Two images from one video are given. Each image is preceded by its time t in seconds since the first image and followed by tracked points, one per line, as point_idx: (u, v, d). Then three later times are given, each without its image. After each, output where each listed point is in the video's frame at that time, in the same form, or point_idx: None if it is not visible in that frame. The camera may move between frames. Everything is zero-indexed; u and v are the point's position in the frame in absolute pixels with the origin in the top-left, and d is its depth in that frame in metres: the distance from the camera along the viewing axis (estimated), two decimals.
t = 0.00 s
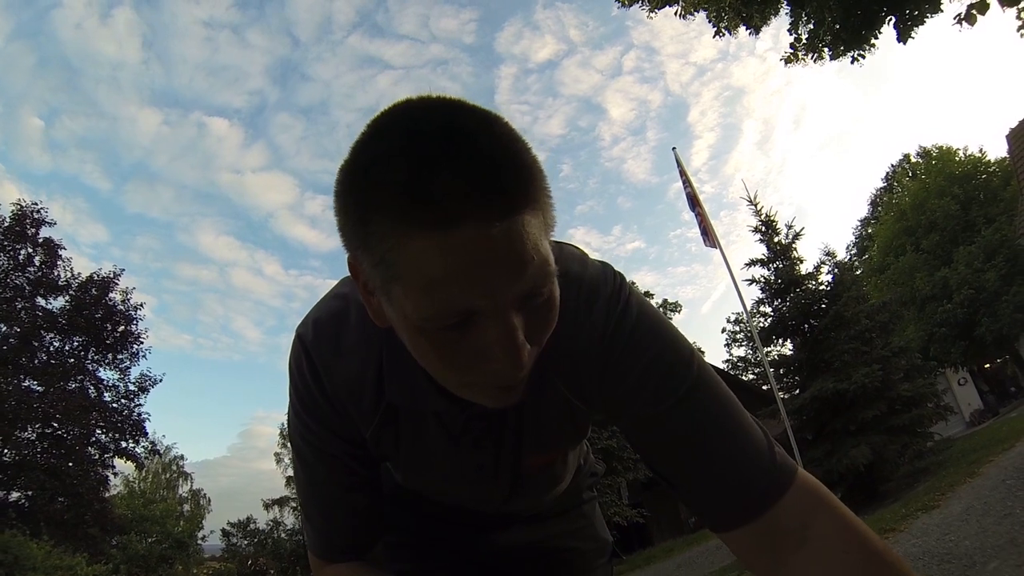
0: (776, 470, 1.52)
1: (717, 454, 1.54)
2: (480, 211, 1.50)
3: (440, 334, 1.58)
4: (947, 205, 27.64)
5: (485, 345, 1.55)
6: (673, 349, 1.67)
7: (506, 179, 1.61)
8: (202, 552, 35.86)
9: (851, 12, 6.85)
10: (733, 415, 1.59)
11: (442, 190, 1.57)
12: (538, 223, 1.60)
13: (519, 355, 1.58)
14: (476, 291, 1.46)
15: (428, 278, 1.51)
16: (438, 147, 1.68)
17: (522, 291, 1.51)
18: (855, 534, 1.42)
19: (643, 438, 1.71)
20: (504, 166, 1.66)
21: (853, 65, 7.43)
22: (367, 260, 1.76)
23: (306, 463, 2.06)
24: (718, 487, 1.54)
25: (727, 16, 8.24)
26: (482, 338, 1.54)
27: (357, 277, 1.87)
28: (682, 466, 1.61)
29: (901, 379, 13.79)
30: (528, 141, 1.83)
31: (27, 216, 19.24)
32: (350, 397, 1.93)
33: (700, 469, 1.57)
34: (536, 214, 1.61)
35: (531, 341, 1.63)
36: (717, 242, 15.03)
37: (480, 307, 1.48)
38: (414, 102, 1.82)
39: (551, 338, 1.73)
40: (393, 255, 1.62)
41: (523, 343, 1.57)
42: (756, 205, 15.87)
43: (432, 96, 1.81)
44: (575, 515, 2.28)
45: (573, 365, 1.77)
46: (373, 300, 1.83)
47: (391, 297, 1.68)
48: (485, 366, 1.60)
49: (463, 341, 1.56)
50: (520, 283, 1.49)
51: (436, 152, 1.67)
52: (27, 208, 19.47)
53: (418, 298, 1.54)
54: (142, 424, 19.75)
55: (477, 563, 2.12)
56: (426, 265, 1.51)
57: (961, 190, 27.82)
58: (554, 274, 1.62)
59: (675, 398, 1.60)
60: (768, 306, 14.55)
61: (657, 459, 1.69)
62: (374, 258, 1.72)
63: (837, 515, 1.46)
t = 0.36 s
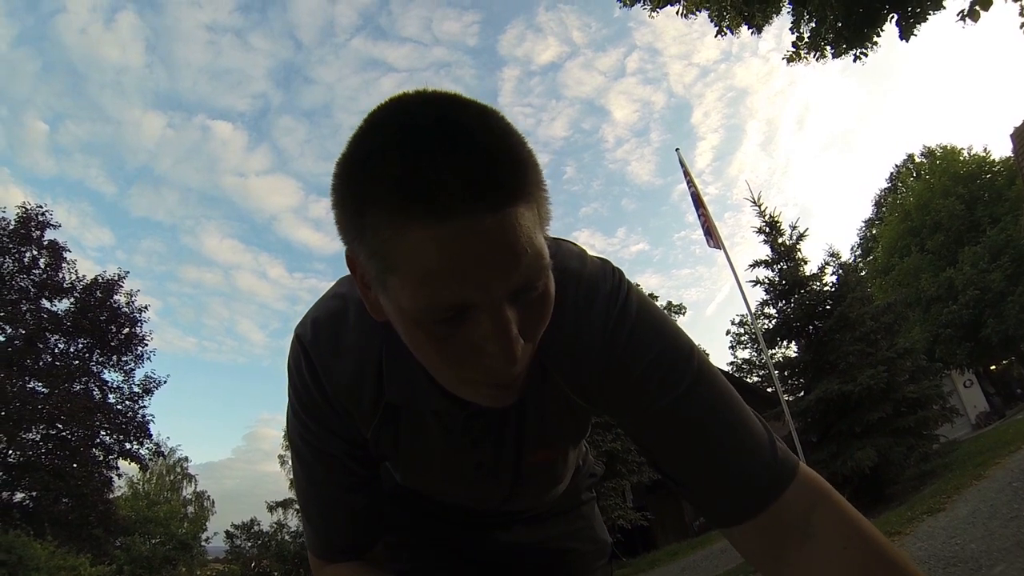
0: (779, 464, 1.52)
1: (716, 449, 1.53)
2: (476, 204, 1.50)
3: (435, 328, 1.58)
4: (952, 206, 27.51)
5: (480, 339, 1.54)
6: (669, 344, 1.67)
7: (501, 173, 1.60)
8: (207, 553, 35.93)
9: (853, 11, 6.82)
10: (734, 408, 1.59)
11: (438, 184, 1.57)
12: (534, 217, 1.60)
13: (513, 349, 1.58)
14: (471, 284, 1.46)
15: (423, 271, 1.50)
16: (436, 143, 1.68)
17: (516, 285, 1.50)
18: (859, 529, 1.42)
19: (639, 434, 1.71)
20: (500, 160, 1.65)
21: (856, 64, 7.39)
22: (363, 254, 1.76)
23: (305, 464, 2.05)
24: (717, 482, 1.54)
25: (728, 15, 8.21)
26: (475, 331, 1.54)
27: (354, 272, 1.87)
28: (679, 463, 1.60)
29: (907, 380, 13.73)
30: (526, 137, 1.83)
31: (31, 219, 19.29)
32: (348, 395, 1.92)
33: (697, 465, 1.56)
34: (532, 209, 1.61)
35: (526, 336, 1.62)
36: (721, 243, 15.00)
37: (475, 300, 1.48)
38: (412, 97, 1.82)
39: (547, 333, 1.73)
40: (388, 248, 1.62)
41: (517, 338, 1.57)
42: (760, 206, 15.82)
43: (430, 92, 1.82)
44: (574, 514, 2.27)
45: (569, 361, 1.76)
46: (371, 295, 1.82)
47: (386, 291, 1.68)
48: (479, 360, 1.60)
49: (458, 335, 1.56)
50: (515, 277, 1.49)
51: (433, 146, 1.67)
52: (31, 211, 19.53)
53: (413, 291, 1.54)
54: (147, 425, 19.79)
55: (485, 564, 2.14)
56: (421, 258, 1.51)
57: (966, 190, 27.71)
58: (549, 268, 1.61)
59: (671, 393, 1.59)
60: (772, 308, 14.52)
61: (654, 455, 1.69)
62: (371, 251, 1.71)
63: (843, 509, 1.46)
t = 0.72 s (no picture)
0: (782, 460, 1.50)
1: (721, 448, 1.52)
2: (480, 205, 1.50)
3: (440, 329, 1.58)
4: (967, 196, 27.14)
5: (485, 340, 1.54)
6: (676, 344, 1.66)
7: (508, 175, 1.60)
8: (226, 557, 36.23)
9: None
10: (739, 406, 1.58)
11: (443, 187, 1.57)
12: (540, 219, 1.59)
13: (518, 351, 1.58)
14: (476, 285, 1.46)
15: (428, 273, 1.51)
16: (442, 145, 1.67)
17: (522, 287, 1.50)
18: (861, 519, 1.41)
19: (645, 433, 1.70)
20: (505, 161, 1.65)
21: (864, 54, 7.32)
22: (368, 256, 1.76)
23: (305, 465, 2.04)
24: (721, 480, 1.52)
25: (735, 10, 8.17)
26: (480, 334, 1.54)
27: (359, 273, 1.87)
28: (684, 462, 1.59)
29: (924, 374, 13.57)
30: (530, 139, 1.82)
31: (48, 228, 19.56)
32: (351, 397, 1.92)
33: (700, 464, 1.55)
34: (538, 212, 1.60)
35: (531, 338, 1.62)
36: (734, 239, 14.91)
37: (480, 302, 1.48)
38: (417, 98, 1.82)
39: (553, 331, 1.72)
40: (394, 250, 1.62)
41: (522, 339, 1.57)
42: (773, 200, 15.68)
43: (437, 93, 1.81)
44: (574, 512, 2.26)
45: (573, 360, 1.75)
46: (376, 297, 1.83)
47: (392, 293, 1.68)
48: (485, 362, 1.60)
49: (463, 337, 1.56)
50: (520, 279, 1.49)
51: (439, 147, 1.66)
52: (48, 220, 19.81)
53: (418, 293, 1.54)
54: (165, 430, 19.99)
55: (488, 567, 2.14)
56: (426, 259, 1.51)
57: (982, 180, 27.32)
58: (555, 270, 1.61)
59: (676, 393, 1.59)
60: (787, 303, 14.38)
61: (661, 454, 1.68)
62: (376, 254, 1.72)
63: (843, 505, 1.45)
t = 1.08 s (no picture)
0: (791, 429, 1.48)
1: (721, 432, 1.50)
2: (462, 207, 1.49)
3: (427, 330, 1.56)
4: (980, 188, 26.85)
5: (473, 341, 1.53)
6: (669, 334, 1.63)
7: (491, 174, 1.58)
8: (242, 561, 36.50)
9: None
10: (746, 389, 1.54)
11: (427, 187, 1.55)
12: (525, 216, 1.57)
13: (504, 351, 1.56)
14: (457, 290, 1.45)
15: (412, 274, 1.49)
16: (424, 143, 1.65)
17: (509, 285, 1.49)
18: (878, 473, 1.40)
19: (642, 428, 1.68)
20: (489, 160, 1.63)
21: (871, 44, 7.26)
22: (355, 257, 1.75)
23: (303, 465, 2.04)
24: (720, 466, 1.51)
25: (740, 4, 8.15)
26: (466, 335, 1.53)
27: (346, 271, 1.87)
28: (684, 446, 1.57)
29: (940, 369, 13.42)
30: (517, 134, 1.80)
31: (61, 238, 19.80)
32: (346, 398, 1.91)
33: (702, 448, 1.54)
34: (522, 211, 1.59)
35: (518, 338, 1.61)
36: (744, 236, 14.82)
37: (465, 303, 1.47)
38: (401, 96, 1.80)
39: (545, 327, 1.70)
40: (378, 252, 1.61)
41: (509, 338, 1.56)
42: (783, 196, 15.55)
43: (420, 90, 1.78)
44: (581, 507, 2.23)
45: (564, 357, 1.73)
46: (363, 297, 1.82)
47: (377, 294, 1.67)
48: (472, 362, 1.59)
49: (450, 337, 1.54)
50: (506, 278, 1.47)
51: (422, 145, 1.64)
52: (61, 230, 20.05)
53: (403, 296, 1.53)
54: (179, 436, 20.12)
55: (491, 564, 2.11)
56: (411, 260, 1.50)
57: (995, 172, 27.02)
58: (543, 266, 1.59)
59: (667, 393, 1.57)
60: (799, 299, 14.22)
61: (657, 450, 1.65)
62: (361, 254, 1.71)
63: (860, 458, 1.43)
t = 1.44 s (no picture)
0: (753, 438, 1.63)
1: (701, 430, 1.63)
2: (446, 179, 1.51)
3: (411, 303, 1.57)
4: (962, 203, 27.28)
5: (454, 314, 1.54)
6: (647, 329, 1.71)
7: (473, 150, 1.60)
8: (215, 548, 36.28)
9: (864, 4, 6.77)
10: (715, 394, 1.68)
11: (407, 164, 1.56)
12: (502, 190, 1.59)
13: (489, 324, 1.57)
14: (441, 257, 1.47)
15: (395, 246, 1.51)
16: (408, 123, 1.66)
17: (486, 258, 1.50)
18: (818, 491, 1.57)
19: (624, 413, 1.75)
20: (472, 137, 1.65)
21: (866, 59, 7.35)
22: (342, 235, 1.75)
23: (301, 460, 2.04)
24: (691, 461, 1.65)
25: (738, 11, 8.21)
26: (452, 307, 1.54)
27: (338, 256, 1.87)
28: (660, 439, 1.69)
29: (916, 379, 13.65)
30: (498, 115, 1.79)
31: (41, 216, 19.44)
32: (341, 389, 1.91)
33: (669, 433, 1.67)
34: (501, 185, 1.60)
35: (503, 312, 1.62)
36: (729, 240, 14.95)
37: (446, 273, 1.48)
38: (385, 84, 1.79)
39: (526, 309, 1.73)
40: (365, 226, 1.61)
41: (491, 313, 1.56)
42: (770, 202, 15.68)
43: (402, 80, 1.77)
44: (583, 513, 2.20)
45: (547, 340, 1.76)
46: (354, 279, 1.82)
47: (365, 270, 1.68)
48: (456, 335, 1.59)
49: (432, 311, 1.55)
50: (483, 250, 1.48)
51: (402, 128, 1.65)
52: (41, 208, 19.70)
53: (387, 267, 1.55)
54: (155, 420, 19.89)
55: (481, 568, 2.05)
56: (395, 234, 1.51)
57: (977, 187, 27.47)
58: (524, 243, 1.61)
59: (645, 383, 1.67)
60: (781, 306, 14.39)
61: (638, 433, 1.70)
62: (349, 232, 1.71)
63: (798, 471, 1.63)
